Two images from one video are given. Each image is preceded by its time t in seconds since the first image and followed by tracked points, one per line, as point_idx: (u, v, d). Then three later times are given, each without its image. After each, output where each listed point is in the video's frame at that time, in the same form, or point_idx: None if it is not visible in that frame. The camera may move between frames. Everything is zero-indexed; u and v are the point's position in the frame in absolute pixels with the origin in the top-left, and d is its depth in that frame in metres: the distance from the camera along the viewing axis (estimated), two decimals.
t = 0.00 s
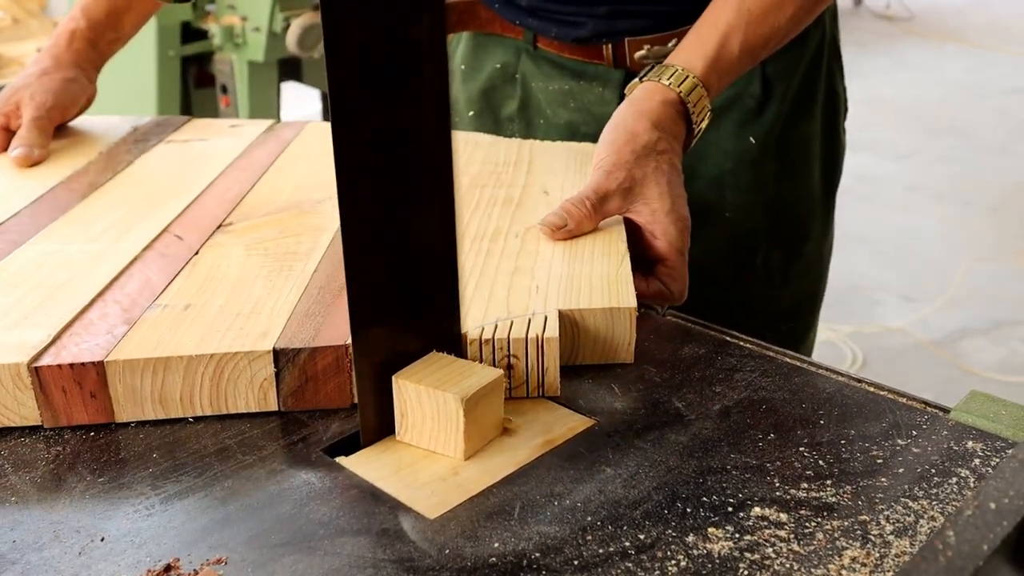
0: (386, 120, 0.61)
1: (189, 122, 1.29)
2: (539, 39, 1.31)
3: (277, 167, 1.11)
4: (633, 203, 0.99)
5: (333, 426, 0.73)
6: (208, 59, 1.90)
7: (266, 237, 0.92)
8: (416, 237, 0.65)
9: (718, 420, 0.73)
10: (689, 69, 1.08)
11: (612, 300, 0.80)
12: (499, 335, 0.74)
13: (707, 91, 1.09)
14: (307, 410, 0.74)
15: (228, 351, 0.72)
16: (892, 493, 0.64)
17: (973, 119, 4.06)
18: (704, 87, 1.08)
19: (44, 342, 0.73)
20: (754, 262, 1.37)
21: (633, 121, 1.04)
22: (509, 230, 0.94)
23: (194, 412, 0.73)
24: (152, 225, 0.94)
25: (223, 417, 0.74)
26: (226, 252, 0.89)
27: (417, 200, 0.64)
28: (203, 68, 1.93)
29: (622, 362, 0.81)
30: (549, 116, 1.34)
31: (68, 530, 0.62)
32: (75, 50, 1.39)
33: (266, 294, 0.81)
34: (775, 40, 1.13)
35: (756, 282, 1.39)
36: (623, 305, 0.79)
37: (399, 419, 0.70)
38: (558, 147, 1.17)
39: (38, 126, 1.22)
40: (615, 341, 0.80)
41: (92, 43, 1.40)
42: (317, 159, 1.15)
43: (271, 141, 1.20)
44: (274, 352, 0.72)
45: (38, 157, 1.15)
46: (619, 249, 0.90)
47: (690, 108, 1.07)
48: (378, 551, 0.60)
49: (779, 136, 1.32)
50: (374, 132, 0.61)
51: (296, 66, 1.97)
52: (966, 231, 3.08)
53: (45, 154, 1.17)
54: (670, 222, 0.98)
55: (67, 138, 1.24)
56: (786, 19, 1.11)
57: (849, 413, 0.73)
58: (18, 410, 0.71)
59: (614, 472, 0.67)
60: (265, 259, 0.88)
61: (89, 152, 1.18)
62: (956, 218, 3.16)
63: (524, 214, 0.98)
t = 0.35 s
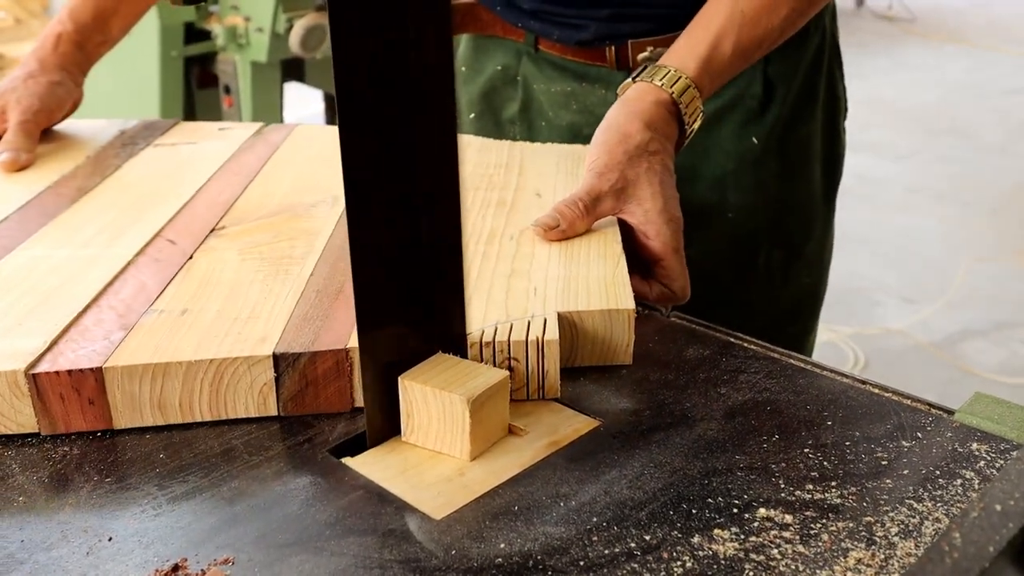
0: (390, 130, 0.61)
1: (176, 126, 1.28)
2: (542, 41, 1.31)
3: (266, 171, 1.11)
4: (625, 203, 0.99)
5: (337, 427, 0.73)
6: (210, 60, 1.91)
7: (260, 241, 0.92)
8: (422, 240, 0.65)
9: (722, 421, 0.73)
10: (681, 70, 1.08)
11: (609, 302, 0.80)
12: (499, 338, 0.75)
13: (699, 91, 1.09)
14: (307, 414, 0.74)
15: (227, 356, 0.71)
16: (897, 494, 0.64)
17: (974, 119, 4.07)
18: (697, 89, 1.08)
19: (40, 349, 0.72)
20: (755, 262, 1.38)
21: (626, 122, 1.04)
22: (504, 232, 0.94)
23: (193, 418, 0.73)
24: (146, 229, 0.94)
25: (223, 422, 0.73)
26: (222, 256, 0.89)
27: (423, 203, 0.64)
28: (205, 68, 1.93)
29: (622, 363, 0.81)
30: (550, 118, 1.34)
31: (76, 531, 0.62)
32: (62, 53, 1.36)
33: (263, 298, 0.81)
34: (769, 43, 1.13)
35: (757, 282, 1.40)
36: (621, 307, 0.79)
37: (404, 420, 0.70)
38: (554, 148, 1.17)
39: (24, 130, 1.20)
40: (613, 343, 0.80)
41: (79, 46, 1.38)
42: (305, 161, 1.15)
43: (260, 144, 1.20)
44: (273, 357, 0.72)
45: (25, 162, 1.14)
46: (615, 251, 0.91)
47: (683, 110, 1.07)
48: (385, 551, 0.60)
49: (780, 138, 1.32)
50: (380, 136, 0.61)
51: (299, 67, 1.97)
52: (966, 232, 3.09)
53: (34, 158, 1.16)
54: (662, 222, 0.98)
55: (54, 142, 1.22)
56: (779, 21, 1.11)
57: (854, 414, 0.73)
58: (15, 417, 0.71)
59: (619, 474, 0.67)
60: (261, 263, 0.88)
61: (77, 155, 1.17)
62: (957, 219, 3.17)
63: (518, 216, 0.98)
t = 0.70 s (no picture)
0: (389, 131, 0.61)
1: (169, 125, 1.28)
2: (545, 40, 1.31)
3: (258, 171, 1.11)
4: (620, 199, 1.00)
5: (335, 426, 0.73)
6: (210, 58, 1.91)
7: (253, 239, 0.92)
8: (422, 237, 0.66)
9: (719, 420, 0.73)
10: (677, 70, 1.08)
11: (606, 297, 0.81)
12: (497, 334, 0.75)
13: (696, 92, 1.09)
14: (305, 411, 0.74)
15: (227, 353, 0.71)
16: (893, 494, 0.64)
17: (975, 119, 4.07)
18: (693, 88, 1.08)
19: (39, 348, 0.72)
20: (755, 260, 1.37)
21: (621, 120, 1.04)
22: (499, 229, 0.94)
23: (192, 416, 0.73)
24: (140, 228, 0.95)
25: (222, 419, 0.74)
26: (217, 255, 0.89)
27: (421, 199, 0.65)
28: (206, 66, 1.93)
29: (619, 359, 0.81)
30: (553, 116, 1.34)
31: (72, 529, 0.62)
32: (53, 53, 1.36)
33: (259, 296, 0.81)
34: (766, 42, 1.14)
35: (755, 281, 1.39)
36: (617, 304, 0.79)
37: (401, 419, 0.70)
38: (543, 147, 1.17)
39: (17, 129, 1.19)
40: (609, 339, 0.81)
41: (71, 48, 1.38)
42: (299, 159, 1.15)
43: (254, 143, 1.20)
44: (272, 354, 0.72)
45: (17, 162, 1.14)
46: (611, 246, 0.91)
47: (678, 109, 1.07)
48: (381, 550, 0.60)
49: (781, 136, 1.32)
50: (380, 129, 0.61)
51: (298, 66, 1.97)
52: (967, 232, 3.09)
53: (25, 159, 1.15)
54: (655, 217, 0.98)
55: (45, 143, 1.22)
56: (774, 22, 1.12)
57: (851, 414, 0.73)
58: (14, 417, 0.71)
59: (615, 473, 0.67)
60: (257, 261, 0.88)
61: (68, 156, 1.17)
62: (957, 219, 3.17)
63: (512, 213, 0.98)
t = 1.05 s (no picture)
0: (392, 132, 0.62)
1: (163, 127, 1.28)
2: (546, 41, 1.31)
3: (254, 173, 1.12)
4: (616, 202, 1.00)
5: (337, 428, 0.73)
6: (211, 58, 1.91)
7: (247, 244, 0.93)
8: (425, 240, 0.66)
9: (721, 422, 0.73)
10: (670, 71, 1.08)
11: (603, 301, 0.81)
12: (493, 339, 0.75)
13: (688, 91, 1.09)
14: (300, 416, 0.74)
15: (222, 359, 0.71)
16: (894, 496, 0.65)
17: (975, 119, 4.07)
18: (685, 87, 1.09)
19: (33, 353, 0.72)
20: (756, 261, 1.38)
21: (613, 123, 1.04)
22: (494, 233, 0.95)
23: (188, 422, 0.73)
24: (134, 232, 0.95)
25: (218, 425, 0.74)
26: (212, 259, 0.89)
27: (423, 202, 0.65)
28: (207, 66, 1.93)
29: (615, 364, 0.82)
30: (553, 118, 1.34)
31: (77, 530, 0.62)
32: (46, 56, 1.35)
33: (254, 302, 0.81)
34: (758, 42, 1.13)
35: (756, 281, 1.40)
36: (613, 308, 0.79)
37: (404, 421, 0.70)
38: (537, 148, 1.18)
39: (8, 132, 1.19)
40: (606, 345, 0.81)
41: (65, 49, 1.37)
42: (294, 162, 1.16)
43: (248, 146, 1.21)
44: (267, 359, 0.72)
45: (10, 166, 1.14)
46: (606, 250, 0.92)
47: (671, 109, 1.08)
48: (384, 552, 0.60)
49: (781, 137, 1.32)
50: (383, 132, 0.61)
51: (300, 66, 1.97)
52: (967, 232, 3.09)
53: (17, 161, 1.15)
54: (650, 222, 0.99)
55: (38, 146, 1.22)
56: (767, 23, 1.12)
57: (852, 416, 0.74)
58: (8, 423, 0.71)
59: (617, 474, 0.67)
60: (253, 266, 0.88)
61: (59, 159, 1.17)
62: (957, 219, 3.17)
63: (507, 217, 0.98)
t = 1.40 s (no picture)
0: (395, 134, 0.62)
1: (155, 128, 1.28)
2: (547, 41, 1.31)
3: (247, 174, 1.12)
4: (608, 202, 1.00)
5: (339, 428, 0.73)
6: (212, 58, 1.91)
7: (242, 245, 0.93)
8: (427, 238, 0.66)
9: (724, 422, 0.73)
10: (661, 67, 1.08)
11: (598, 303, 0.81)
12: (487, 343, 0.75)
13: (679, 87, 1.09)
14: (294, 420, 0.74)
15: (214, 363, 0.71)
16: (897, 496, 0.65)
17: (976, 119, 4.07)
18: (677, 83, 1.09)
19: (24, 358, 0.72)
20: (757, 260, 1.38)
21: (603, 120, 1.05)
22: (489, 235, 0.95)
23: (180, 427, 0.73)
24: (126, 233, 0.95)
25: (211, 429, 0.73)
26: (204, 262, 0.89)
27: (426, 200, 0.65)
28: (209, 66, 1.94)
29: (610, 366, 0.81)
30: (556, 117, 1.35)
31: (81, 529, 0.62)
32: (38, 57, 1.35)
33: (247, 305, 0.81)
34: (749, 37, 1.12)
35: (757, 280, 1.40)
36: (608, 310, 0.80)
37: (407, 420, 0.70)
38: (530, 149, 1.18)
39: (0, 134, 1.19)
40: (601, 347, 0.80)
41: (57, 51, 1.38)
42: (287, 163, 1.16)
43: (241, 148, 1.21)
44: (260, 363, 0.72)
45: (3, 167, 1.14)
46: (601, 251, 0.92)
47: (662, 104, 1.08)
48: (387, 551, 0.60)
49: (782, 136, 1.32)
50: (387, 131, 0.61)
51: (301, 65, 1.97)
52: (967, 231, 3.09)
53: (9, 163, 1.15)
54: (644, 219, 0.99)
55: (30, 147, 1.22)
56: (759, 19, 1.11)
57: (855, 416, 0.74)
58: None
59: (620, 474, 0.67)
60: (245, 268, 0.88)
61: (51, 161, 1.17)
62: (958, 219, 3.17)
63: (503, 217, 0.98)
